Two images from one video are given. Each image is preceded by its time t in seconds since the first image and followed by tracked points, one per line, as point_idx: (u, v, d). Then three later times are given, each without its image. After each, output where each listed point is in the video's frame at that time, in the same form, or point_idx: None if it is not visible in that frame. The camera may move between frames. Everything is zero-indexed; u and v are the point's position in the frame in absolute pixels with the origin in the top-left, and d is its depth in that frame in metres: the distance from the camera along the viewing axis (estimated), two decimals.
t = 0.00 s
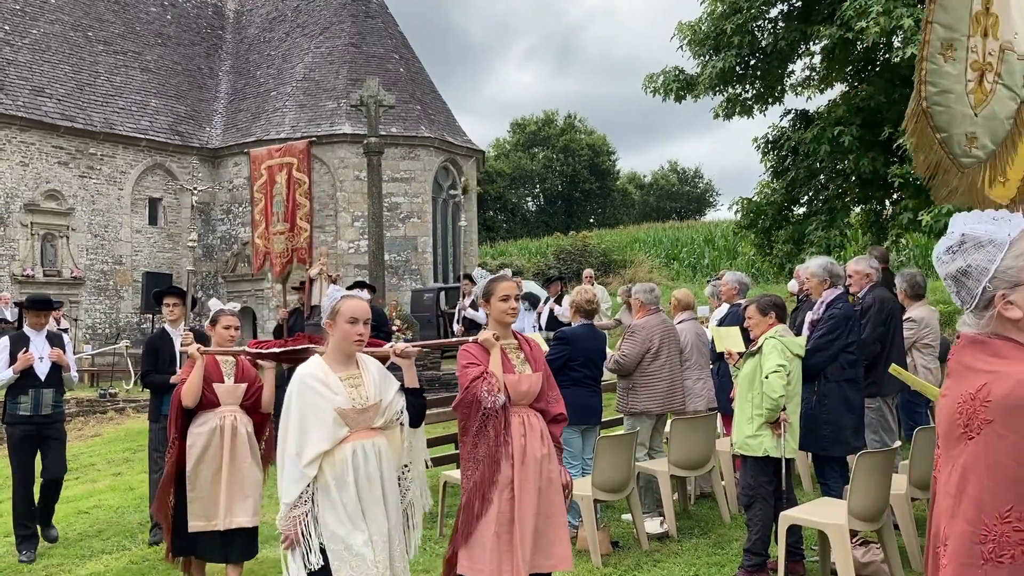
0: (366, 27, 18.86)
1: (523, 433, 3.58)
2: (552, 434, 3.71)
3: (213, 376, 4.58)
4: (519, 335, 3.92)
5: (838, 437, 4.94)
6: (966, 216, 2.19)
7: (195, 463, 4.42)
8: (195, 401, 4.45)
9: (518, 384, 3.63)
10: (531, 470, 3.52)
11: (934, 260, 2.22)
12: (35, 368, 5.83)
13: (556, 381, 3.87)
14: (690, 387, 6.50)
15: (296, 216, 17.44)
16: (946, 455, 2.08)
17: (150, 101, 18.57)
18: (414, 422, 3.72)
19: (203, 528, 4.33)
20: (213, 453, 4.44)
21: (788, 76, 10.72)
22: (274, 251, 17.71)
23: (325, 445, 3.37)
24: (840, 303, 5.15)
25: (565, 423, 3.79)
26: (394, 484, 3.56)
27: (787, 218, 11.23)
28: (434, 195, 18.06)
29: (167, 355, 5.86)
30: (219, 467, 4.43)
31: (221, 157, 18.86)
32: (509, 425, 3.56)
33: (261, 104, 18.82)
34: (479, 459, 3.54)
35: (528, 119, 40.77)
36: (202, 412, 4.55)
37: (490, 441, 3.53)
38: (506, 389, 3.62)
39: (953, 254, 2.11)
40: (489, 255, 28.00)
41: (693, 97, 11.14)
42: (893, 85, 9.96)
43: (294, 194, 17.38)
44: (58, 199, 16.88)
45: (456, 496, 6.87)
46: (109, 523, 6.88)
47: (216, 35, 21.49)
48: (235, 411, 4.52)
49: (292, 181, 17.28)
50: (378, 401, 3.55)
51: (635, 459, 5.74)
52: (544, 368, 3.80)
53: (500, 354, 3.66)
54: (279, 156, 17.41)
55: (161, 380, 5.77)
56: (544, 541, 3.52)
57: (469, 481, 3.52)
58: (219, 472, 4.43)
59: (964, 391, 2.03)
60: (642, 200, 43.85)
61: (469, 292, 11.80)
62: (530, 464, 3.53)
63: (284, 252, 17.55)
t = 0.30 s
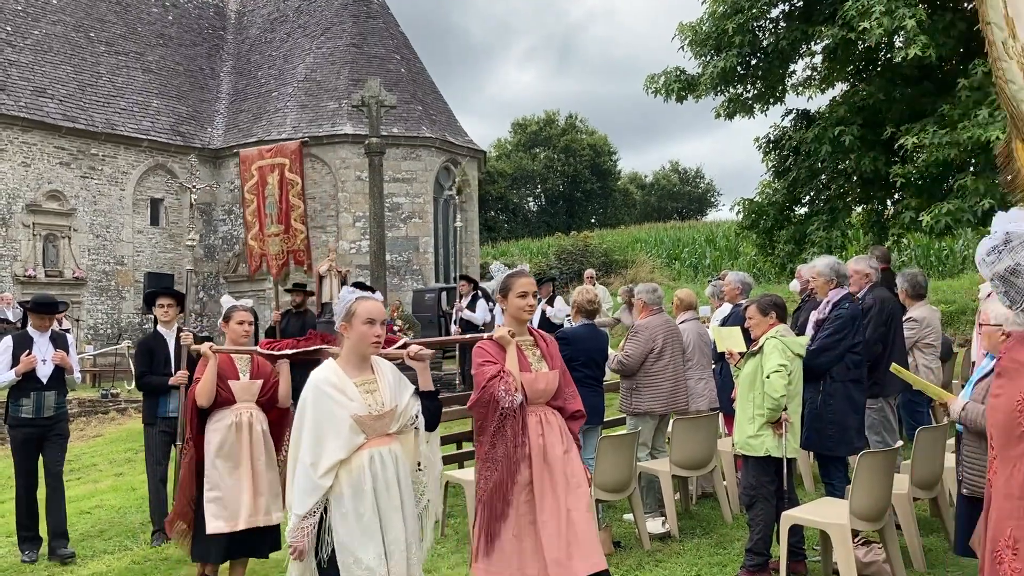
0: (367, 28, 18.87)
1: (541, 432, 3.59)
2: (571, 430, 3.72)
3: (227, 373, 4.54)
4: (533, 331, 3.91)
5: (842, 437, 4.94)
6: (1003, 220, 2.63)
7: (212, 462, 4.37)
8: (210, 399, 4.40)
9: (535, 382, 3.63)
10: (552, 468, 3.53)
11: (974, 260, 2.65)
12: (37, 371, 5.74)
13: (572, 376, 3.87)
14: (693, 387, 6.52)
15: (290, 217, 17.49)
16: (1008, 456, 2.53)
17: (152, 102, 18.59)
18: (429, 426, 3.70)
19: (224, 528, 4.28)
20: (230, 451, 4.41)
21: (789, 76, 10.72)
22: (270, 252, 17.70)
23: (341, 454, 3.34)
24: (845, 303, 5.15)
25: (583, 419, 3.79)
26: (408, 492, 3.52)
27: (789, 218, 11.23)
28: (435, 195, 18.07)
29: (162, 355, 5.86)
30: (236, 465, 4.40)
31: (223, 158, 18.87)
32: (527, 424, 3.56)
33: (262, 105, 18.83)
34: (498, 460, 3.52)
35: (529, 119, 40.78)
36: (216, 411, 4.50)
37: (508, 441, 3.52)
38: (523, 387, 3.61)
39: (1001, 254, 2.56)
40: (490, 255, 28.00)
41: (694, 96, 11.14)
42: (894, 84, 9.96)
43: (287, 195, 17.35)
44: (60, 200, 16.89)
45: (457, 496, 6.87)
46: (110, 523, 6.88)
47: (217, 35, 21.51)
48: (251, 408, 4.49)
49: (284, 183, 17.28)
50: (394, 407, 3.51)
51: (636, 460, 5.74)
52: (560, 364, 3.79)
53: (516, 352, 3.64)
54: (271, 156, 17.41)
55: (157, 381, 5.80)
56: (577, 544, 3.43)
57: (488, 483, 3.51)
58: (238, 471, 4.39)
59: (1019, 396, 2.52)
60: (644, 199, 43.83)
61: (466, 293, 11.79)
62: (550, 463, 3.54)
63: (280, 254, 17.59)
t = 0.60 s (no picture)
0: (368, 30, 18.90)
1: (562, 438, 3.42)
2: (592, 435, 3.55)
3: (240, 375, 4.48)
4: (552, 332, 3.74)
5: (841, 439, 4.95)
6: None
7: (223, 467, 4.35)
8: (222, 402, 4.37)
9: (554, 387, 3.46)
10: (573, 477, 3.37)
11: None
12: (43, 377, 5.70)
13: (591, 378, 3.70)
14: (695, 389, 6.54)
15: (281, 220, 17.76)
16: None
17: (154, 105, 18.61)
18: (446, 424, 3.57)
19: (231, 533, 4.26)
20: (243, 456, 4.38)
21: (790, 78, 10.72)
22: (260, 255, 18.01)
23: (364, 457, 3.23)
24: (848, 306, 5.15)
25: (605, 423, 3.62)
26: (431, 495, 3.40)
27: (790, 220, 11.25)
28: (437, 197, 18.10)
29: (162, 357, 5.89)
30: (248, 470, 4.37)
31: (225, 160, 18.89)
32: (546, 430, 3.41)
33: (264, 107, 18.87)
34: (517, 467, 3.37)
35: (530, 121, 40.80)
36: (229, 413, 4.46)
37: (527, 449, 3.36)
38: (542, 392, 3.45)
39: None
40: (492, 257, 28.02)
41: (695, 98, 11.15)
42: (896, 85, 9.93)
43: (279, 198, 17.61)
44: (62, 202, 16.91)
45: (460, 498, 6.88)
46: (114, 525, 6.89)
47: (219, 37, 21.55)
48: (263, 412, 4.44)
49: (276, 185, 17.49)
50: (413, 405, 3.39)
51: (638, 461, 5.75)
52: (580, 367, 3.63)
53: (534, 355, 3.47)
54: (263, 159, 17.60)
55: (159, 384, 5.80)
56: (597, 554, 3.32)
57: (506, 492, 3.36)
58: (249, 475, 4.36)
59: None
60: (645, 201, 43.86)
61: (463, 297, 11.69)
62: (570, 471, 3.37)
63: (270, 257, 17.87)
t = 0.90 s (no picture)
0: (370, 33, 18.93)
1: (585, 442, 3.42)
2: (618, 438, 3.54)
3: (255, 381, 4.44)
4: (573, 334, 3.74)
5: (841, 442, 4.94)
6: None
7: (237, 473, 4.32)
8: (236, 408, 4.33)
9: (575, 390, 3.48)
10: (597, 481, 3.36)
11: None
12: (52, 376, 5.60)
13: (615, 380, 3.70)
14: (697, 392, 6.50)
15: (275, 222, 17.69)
16: None
17: (156, 108, 18.64)
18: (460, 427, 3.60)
19: (242, 542, 4.24)
20: (257, 462, 4.35)
21: (792, 81, 10.72)
22: (251, 257, 17.87)
23: (381, 461, 3.20)
24: (850, 308, 5.15)
25: (631, 426, 3.61)
26: (445, 500, 3.40)
27: (792, 222, 11.24)
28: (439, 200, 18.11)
29: (173, 362, 5.88)
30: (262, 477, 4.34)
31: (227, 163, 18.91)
32: (569, 434, 3.41)
33: (267, 110, 18.89)
34: (540, 473, 3.38)
35: (532, 124, 40.80)
36: (244, 419, 4.43)
37: (549, 453, 3.37)
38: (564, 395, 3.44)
39: None
40: (494, 260, 28.01)
41: (697, 101, 11.15)
42: (898, 87, 9.92)
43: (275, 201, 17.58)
44: (65, 206, 16.93)
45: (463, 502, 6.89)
46: (116, 529, 6.89)
47: (221, 41, 21.58)
48: (279, 418, 4.41)
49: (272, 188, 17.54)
50: (428, 408, 3.39)
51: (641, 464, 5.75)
52: (602, 370, 3.63)
53: (555, 358, 3.47)
54: (260, 160, 17.76)
55: (170, 389, 5.82)
56: (621, 560, 3.32)
57: (530, 498, 3.38)
58: (263, 482, 4.33)
59: None
60: (647, 204, 43.83)
61: (461, 300, 11.60)
62: (594, 475, 3.37)
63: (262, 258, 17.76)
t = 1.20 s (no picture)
0: (372, 38, 18.96)
1: (607, 450, 3.40)
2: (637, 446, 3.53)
3: (269, 383, 4.32)
4: (593, 340, 3.74)
5: (841, 446, 4.94)
6: None
7: (254, 478, 4.18)
8: (250, 411, 4.21)
9: (598, 397, 3.44)
10: (620, 489, 3.34)
11: None
12: (61, 380, 5.52)
13: (634, 388, 3.69)
14: (700, 395, 6.47)
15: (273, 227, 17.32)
16: None
17: (159, 112, 18.66)
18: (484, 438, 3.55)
19: (262, 547, 4.11)
20: (274, 465, 4.20)
21: (795, 84, 10.69)
22: (250, 262, 17.25)
23: (394, 471, 3.16)
24: (850, 312, 5.16)
25: (650, 434, 3.60)
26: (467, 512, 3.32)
27: (795, 226, 11.23)
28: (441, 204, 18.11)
29: (187, 365, 5.90)
30: (280, 480, 4.20)
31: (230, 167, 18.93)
32: (591, 441, 3.38)
33: (269, 115, 18.91)
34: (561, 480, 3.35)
35: (534, 127, 40.80)
36: (259, 423, 4.31)
37: (571, 461, 3.34)
38: (586, 402, 3.41)
39: None
40: (496, 263, 28.01)
41: (699, 104, 11.15)
42: (900, 91, 9.92)
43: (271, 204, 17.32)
44: (68, 210, 16.95)
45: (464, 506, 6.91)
46: (118, 533, 6.89)
47: (224, 46, 21.63)
48: (295, 419, 4.28)
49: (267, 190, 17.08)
50: (447, 416, 3.35)
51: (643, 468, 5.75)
52: (623, 377, 3.62)
53: (578, 363, 3.44)
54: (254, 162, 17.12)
55: (182, 393, 5.81)
56: (646, 569, 3.31)
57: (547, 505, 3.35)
58: (280, 486, 4.20)
59: None
60: (649, 207, 43.83)
61: (457, 304, 11.65)
62: (617, 483, 3.35)
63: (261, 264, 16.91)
